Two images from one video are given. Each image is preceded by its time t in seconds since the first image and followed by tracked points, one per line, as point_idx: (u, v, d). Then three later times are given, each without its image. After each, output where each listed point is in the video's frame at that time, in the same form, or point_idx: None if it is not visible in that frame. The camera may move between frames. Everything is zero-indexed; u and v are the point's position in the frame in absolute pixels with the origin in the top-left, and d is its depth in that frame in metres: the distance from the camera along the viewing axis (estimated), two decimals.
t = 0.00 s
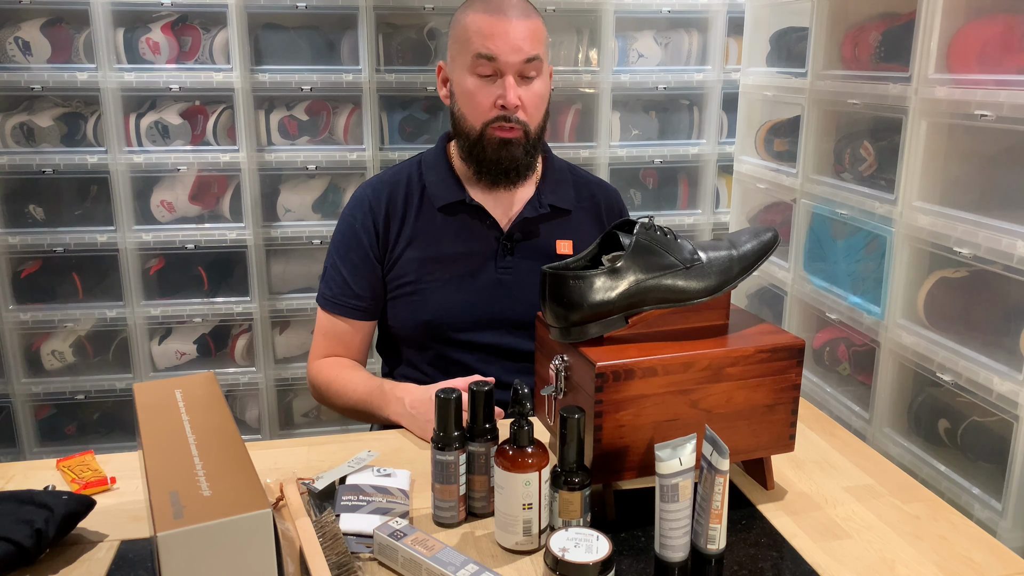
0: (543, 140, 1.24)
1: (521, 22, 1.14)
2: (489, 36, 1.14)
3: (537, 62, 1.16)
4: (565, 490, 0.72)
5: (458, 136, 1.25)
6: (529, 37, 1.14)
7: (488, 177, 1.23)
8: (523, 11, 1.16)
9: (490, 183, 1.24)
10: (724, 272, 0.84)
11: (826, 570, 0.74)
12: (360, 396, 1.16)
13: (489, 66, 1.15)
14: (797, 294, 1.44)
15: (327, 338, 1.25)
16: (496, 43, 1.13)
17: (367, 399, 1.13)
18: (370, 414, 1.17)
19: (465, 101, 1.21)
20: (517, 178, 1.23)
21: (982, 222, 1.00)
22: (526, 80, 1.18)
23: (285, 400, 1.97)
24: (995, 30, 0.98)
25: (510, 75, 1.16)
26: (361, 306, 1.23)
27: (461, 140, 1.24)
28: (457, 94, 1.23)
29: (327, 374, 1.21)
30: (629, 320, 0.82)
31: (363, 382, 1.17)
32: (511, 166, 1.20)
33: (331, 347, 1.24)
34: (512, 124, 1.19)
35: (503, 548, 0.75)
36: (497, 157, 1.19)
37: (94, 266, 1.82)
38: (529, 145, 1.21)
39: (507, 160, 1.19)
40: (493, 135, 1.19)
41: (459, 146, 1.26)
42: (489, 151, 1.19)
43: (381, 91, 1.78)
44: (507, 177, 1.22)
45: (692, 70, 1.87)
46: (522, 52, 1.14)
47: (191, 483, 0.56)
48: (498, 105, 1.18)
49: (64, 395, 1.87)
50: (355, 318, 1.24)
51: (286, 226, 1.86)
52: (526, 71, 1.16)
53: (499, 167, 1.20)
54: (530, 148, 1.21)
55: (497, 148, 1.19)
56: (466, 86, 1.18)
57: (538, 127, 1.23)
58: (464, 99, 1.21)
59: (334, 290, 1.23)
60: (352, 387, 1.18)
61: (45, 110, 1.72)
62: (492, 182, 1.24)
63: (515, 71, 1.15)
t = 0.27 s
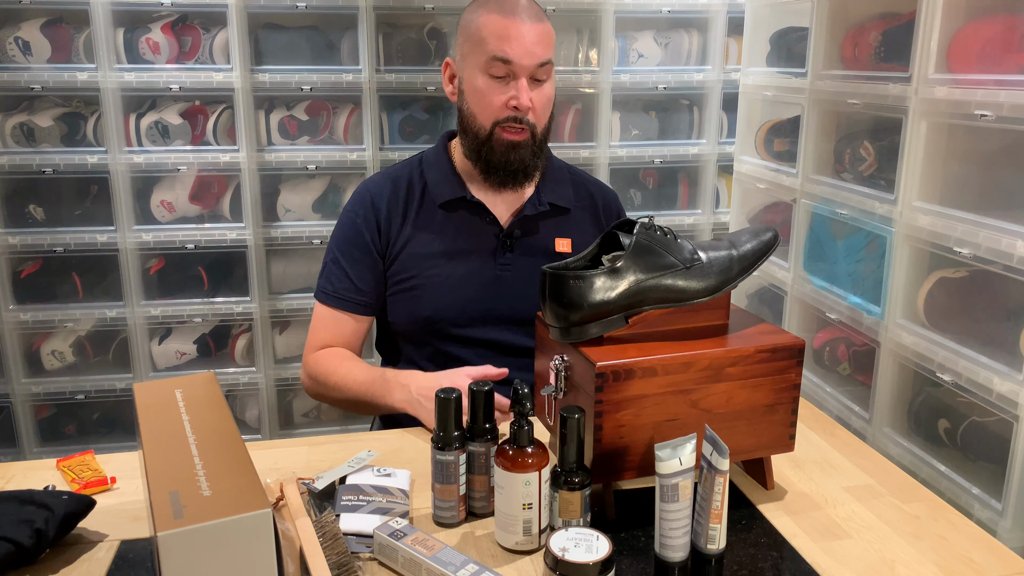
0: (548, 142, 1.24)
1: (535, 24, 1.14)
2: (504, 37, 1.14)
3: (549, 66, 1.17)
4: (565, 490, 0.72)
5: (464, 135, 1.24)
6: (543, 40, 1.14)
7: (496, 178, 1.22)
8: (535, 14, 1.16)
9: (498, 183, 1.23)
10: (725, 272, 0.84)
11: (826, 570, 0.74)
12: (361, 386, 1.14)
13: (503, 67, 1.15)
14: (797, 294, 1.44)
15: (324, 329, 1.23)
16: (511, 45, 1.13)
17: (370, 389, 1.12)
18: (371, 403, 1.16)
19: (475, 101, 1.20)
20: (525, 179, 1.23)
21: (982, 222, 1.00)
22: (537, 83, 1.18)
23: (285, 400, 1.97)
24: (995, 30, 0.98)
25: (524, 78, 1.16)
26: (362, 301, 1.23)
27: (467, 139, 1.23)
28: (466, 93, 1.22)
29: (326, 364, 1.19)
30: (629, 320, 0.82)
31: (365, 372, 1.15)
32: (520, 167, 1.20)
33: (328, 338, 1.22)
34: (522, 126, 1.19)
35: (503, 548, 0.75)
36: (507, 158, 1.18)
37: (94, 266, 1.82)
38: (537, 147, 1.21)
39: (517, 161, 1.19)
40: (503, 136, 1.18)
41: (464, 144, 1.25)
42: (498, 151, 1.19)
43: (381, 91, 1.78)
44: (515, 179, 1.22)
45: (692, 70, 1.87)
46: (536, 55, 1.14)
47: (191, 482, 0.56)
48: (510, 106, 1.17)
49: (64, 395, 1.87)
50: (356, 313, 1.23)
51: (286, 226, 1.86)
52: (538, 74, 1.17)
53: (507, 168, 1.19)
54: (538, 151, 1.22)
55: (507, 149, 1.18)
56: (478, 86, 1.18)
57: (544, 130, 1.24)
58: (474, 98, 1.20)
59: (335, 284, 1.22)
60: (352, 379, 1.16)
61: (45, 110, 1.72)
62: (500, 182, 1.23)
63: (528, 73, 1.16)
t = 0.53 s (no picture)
0: (550, 146, 1.24)
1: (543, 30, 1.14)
2: (510, 40, 1.13)
3: (554, 71, 1.16)
4: (565, 491, 0.72)
5: (467, 136, 1.24)
6: (549, 45, 1.14)
7: (495, 181, 1.22)
8: (542, 18, 1.15)
9: (496, 185, 1.23)
10: (724, 272, 0.84)
11: (826, 570, 0.74)
12: (368, 324, 1.09)
13: (508, 71, 1.15)
14: (797, 294, 1.44)
15: (320, 303, 1.17)
16: (517, 49, 1.13)
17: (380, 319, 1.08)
18: (380, 345, 1.10)
19: (478, 103, 1.20)
20: (524, 182, 1.23)
21: (982, 222, 1.00)
22: (542, 88, 1.18)
23: (285, 400, 1.97)
24: (995, 30, 0.98)
25: (528, 82, 1.15)
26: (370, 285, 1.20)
27: (469, 140, 1.23)
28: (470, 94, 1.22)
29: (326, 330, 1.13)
30: (629, 320, 0.82)
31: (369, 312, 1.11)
32: (520, 170, 1.20)
33: (324, 308, 1.16)
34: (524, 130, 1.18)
35: (503, 548, 0.75)
36: (507, 161, 1.18)
37: (94, 266, 1.82)
38: (538, 151, 1.21)
39: (517, 165, 1.19)
40: (504, 139, 1.18)
41: (467, 145, 1.25)
42: (499, 154, 1.18)
43: (381, 91, 1.78)
44: (515, 181, 1.22)
45: (692, 70, 1.87)
46: (542, 60, 1.14)
47: (191, 483, 0.56)
48: (513, 110, 1.17)
49: (64, 395, 1.87)
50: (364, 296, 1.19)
51: (286, 226, 1.86)
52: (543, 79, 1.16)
53: (508, 170, 1.20)
54: (540, 155, 1.21)
55: (508, 151, 1.18)
56: (482, 88, 1.18)
57: (546, 135, 1.23)
58: (478, 100, 1.20)
59: (343, 267, 1.19)
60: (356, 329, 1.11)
61: (45, 110, 1.72)
62: (498, 184, 1.23)
63: (533, 78, 1.15)
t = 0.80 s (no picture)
0: (556, 143, 1.24)
1: (554, 25, 1.15)
2: (519, 32, 1.13)
3: (563, 65, 1.17)
4: (565, 491, 0.72)
5: (473, 128, 1.24)
6: (558, 38, 1.14)
7: (499, 171, 1.21)
8: (552, 14, 1.16)
9: (500, 177, 1.23)
10: (724, 272, 0.84)
11: (826, 570, 0.74)
12: (395, 343, 1.08)
13: (517, 62, 1.15)
14: (797, 294, 1.44)
15: (337, 306, 1.14)
16: (526, 41, 1.13)
17: (409, 342, 1.07)
18: (402, 368, 1.09)
19: (485, 94, 1.20)
20: (528, 175, 1.22)
21: (982, 221, 1.00)
22: (550, 82, 1.18)
23: (285, 400, 1.97)
24: (995, 30, 0.98)
25: (536, 74, 1.16)
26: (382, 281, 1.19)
27: (475, 131, 1.23)
28: (478, 86, 1.22)
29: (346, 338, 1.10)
30: (629, 321, 0.82)
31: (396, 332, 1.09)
32: (525, 162, 1.19)
33: (341, 312, 1.14)
34: (531, 122, 1.19)
35: (503, 548, 0.75)
36: (512, 152, 1.18)
37: (95, 266, 1.82)
38: (544, 146, 1.21)
39: (521, 155, 1.18)
40: (510, 130, 1.18)
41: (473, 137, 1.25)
42: (504, 144, 1.18)
43: (381, 90, 1.78)
44: (519, 173, 1.22)
45: (692, 70, 1.87)
46: (550, 54, 1.15)
47: (191, 483, 0.56)
48: (520, 101, 1.18)
49: (64, 395, 1.87)
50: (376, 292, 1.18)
51: (286, 226, 1.86)
52: (551, 72, 1.17)
53: (512, 162, 1.19)
54: (545, 149, 1.21)
55: (513, 142, 1.18)
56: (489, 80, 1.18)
57: (552, 130, 1.24)
58: (485, 92, 1.20)
59: (355, 261, 1.17)
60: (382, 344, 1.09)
61: (45, 110, 1.72)
62: (502, 176, 1.22)
63: (541, 71, 1.16)
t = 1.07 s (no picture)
0: (564, 143, 1.24)
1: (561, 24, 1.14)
2: (527, 34, 1.12)
3: (571, 65, 1.16)
4: (565, 491, 0.72)
5: (481, 130, 1.24)
6: (565, 39, 1.13)
7: (508, 173, 1.21)
8: (558, 14, 1.15)
9: (510, 179, 1.23)
10: (724, 272, 0.84)
11: (827, 570, 0.74)
12: (411, 357, 1.08)
13: (525, 63, 1.14)
14: (797, 294, 1.44)
15: (353, 319, 1.15)
16: (535, 42, 1.12)
17: (425, 356, 1.07)
18: (420, 381, 1.09)
19: (493, 95, 1.20)
20: (538, 176, 1.22)
21: (982, 222, 1.00)
22: (558, 82, 1.17)
23: (285, 400, 1.97)
24: (995, 30, 0.98)
25: (544, 75, 1.15)
26: (391, 286, 1.19)
27: (484, 133, 1.22)
28: (485, 87, 1.22)
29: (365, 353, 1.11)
30: (629, 321, 0.82)
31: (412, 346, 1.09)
32: (534, 165, 1.19)
33: (359, 326, 1.15)
34: (539, 123, 1.19)
35: (503, 548, 0.75)
36: (521, 154, 1.18)
37: (95, 266, 1.82)
38: (552, 146, 1.21)
39: (530, 158, 1.18)
40: (519, 132, 1.18)
41: (480, 139, 1.25)
42: (513, 146, 1.18)
43: (381, 91, 1.78)
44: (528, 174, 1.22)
45: (692, 70, 1.87)
46: (558, 54, 1.14)
47: (191, 483, 0.56)
48: (529, 102, 1.17)
49: (64, 395, 1.87)
50: (385, 298, 1.18)
51: (286, 226, 1.86)
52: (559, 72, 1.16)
53: (520, 164, 1.19)
54: (554, 149, 1.21)
55: (522, 144, 1.18)
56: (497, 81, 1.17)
57: (559, 130, 1.23)
58: (493, 93, 1.20)
59: (363, 269, 1.17)
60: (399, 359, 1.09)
61: (45, 110, 1.72)
62: (511, 178, 1.22)
63: (550, 72, 1.15)
